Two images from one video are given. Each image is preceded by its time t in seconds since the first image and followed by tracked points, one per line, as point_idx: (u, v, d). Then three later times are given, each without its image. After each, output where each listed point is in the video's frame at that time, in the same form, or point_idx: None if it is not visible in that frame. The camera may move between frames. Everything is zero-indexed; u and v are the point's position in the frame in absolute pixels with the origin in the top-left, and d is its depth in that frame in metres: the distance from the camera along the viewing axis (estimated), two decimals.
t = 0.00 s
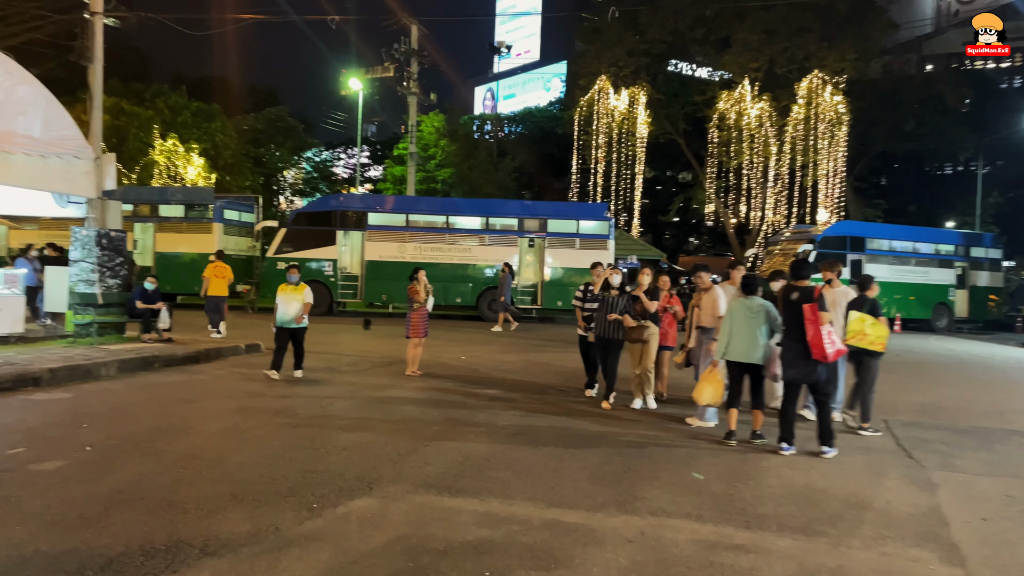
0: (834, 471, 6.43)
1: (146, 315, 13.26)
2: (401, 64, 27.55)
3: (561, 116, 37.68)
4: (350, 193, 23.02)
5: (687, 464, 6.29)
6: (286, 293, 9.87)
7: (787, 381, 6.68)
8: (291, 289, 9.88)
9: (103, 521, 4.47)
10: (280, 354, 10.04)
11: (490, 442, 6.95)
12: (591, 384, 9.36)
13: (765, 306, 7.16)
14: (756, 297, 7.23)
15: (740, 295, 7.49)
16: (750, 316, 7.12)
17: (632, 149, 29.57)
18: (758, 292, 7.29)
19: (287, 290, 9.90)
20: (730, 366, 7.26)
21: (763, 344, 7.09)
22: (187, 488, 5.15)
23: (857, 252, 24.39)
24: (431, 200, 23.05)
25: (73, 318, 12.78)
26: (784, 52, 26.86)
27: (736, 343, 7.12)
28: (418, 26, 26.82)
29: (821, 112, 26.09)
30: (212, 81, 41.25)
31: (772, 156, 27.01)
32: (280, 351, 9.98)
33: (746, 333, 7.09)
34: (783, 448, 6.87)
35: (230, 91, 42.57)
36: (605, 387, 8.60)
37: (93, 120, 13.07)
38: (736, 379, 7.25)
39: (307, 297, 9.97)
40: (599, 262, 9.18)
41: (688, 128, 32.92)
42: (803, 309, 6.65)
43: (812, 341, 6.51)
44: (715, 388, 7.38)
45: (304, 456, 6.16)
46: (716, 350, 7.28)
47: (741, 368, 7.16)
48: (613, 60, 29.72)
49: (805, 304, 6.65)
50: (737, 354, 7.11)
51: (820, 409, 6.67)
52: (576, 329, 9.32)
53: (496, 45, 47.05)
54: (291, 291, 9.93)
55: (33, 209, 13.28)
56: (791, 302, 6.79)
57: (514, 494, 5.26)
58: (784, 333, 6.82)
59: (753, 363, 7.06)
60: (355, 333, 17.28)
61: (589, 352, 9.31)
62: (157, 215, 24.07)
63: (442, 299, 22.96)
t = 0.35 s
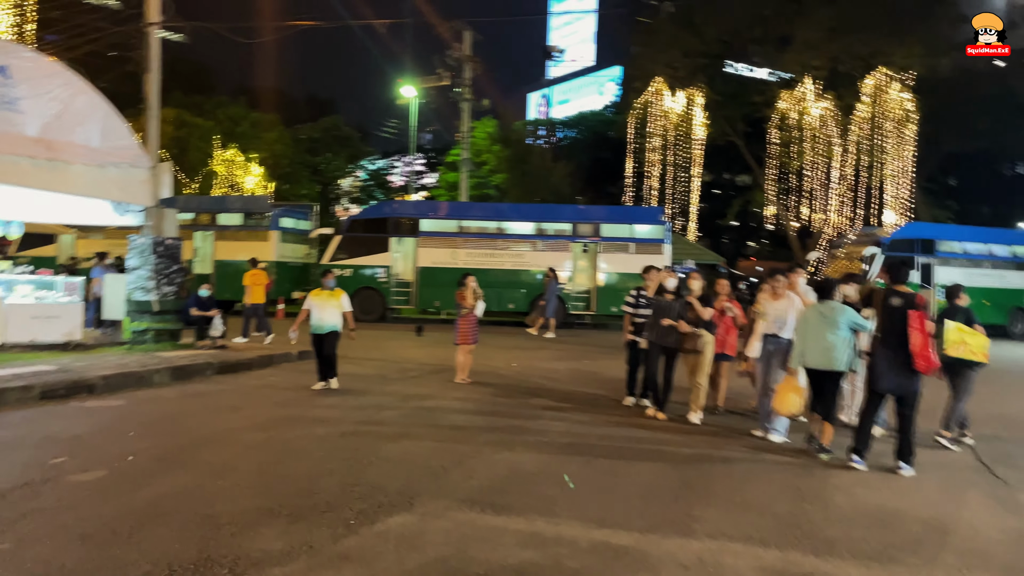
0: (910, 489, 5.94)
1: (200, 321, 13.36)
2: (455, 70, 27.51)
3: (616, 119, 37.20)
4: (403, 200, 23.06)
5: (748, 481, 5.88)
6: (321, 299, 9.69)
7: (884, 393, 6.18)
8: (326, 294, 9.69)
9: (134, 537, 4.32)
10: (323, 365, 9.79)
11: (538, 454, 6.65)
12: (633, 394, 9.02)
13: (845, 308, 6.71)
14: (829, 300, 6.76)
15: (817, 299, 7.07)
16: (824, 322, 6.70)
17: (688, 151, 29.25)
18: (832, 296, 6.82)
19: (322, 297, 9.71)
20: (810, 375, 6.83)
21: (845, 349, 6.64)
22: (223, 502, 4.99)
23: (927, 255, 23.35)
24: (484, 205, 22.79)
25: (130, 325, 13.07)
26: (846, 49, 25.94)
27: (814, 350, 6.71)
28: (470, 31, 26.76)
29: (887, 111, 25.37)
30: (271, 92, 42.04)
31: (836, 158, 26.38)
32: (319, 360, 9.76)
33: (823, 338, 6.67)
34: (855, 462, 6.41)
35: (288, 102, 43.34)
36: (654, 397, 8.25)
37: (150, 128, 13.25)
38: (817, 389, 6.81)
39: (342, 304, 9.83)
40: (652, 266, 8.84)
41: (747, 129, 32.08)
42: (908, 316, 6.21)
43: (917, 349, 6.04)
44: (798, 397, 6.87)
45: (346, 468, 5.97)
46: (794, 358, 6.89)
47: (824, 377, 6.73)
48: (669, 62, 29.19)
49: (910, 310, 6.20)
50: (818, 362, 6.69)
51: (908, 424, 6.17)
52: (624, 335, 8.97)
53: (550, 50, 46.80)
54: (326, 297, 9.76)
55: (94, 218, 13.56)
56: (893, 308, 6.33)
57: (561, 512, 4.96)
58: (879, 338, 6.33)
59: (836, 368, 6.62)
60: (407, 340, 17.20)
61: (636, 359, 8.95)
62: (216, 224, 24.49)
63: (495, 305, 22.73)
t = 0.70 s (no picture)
0: (977, 515, 5.56)
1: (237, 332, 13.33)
2: (490, 78, 27.39)
3: (654, 126, 36.81)
4: (438, 210, 23.04)
5: (800, 504, 5.57)
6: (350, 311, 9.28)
7: (967, 412, 5.80)
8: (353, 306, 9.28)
9: (157, 558, 4.18)
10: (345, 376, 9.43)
11: (577, 471, 6.39)
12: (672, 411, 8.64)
13: (903, 319, 6.44)
14: (891, 312, 6.49)
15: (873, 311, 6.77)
16: (885, 336, 6.41)
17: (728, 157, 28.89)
18: (891, 308, 6.54)
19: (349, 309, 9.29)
20: (872, 390, 6.50)
21: (910, 363, 6.31)
22: (252, 520, 4.84)
23: (978, 263, 22.51)
24: (519, 213, 22.78)
25: (168, 335, 12.97)
26: (892, 51, 25.26)
27: (874, 365, 6.39)
28: (505, 39, 26.65)
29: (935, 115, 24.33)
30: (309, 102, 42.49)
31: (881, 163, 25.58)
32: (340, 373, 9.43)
33: (887, 352, 6.34)
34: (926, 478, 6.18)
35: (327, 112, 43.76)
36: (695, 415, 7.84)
37: (188, 139, 13.31)
38: (880, 405, 6.48)
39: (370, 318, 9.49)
40: (685, 275, 8.51)
41: (788, 134, 31.42)
42: (996, 330, 5.79)
43: (1007, 368, 5.66)
44: (860, 411, 6.55)
45: (378, 485, 5.78)
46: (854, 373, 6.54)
47: (888, 392, 6.39)
48: (707, 67, 28.77)
49: (997, 324, 5.78)
50: (879, 376, 6.36)
51: (984, 444, 5.86)
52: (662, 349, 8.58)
53: (586, 57, 46.54)
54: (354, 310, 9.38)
55: (134, 228, 13.70)
56: (976, 320, 5.86)
57: (602, 536, 4.71)
58: (960, 351, 5.90)
59: (901, 383, 6.30)
60: (443, 349, 17.03)
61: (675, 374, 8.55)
62: (255, 233, 24.66)
63: (531, 314, 22.49)
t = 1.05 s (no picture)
0: None
1: (266, 337, 13.25)
2: (520, 81, 27.14)
3: (685, 128, 36.31)
4: (468, 213, 22.71)
5: (860, 524, 5.18)
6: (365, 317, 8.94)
7: None
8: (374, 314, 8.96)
9: None
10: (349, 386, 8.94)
11: (618, 485, 6.05)
12: (711, 420, 8.23)
13: (988, 329, 6.13)
14: (976, 322, 6.17)
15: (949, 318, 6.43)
16: (967, 346, 6.11)
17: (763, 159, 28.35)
18: (976, 316, 6.22)
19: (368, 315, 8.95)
20: (947, 402, 6.20)
21: (992, 377, 6.02)
22: (276, 538, 4.59)
23: None
24: (550, 216, 22.32)
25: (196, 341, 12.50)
26: (933, 49, 24.54)
27: (954, 376, 6.11)
28: (535, 42, 26.41)
29: (978, 115, 23.77)
30: (339, 107, 42.63)
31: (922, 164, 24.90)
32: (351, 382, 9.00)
33: (969, 363, 6.06)
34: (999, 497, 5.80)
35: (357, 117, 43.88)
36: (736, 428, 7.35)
37: (218, 143, 13.21)
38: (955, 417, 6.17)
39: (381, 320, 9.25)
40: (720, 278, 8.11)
41: (824, 135, 30.75)
42: None
43: None
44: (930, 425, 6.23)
45: (409, 500, 5.50)
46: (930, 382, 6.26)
47: (965, 404, 6.09)
48: (741, 67, 28.27)
49: None
50: (957, 388, 6.09)
51: None
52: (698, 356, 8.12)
53: (617, 60, 46.12)
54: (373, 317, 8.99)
55: (165, 233, 13.63)
56: None
57: (648, 559, 4.38)
58: None
59: (983, 395, 6.01)
60: (473, 355, 16.78)
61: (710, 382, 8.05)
62: (285, 238, 24.64)
63: (562, 319, 22.17)
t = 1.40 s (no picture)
0: None
1: (282, 341, 13.07)
2: (539, 83, 26.93)
3: (704, 130, 35.95)
4: (486, 216, 22.51)
5: (903, 543, 4.91)
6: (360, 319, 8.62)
7: None
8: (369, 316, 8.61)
9: None
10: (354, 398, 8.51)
11: (645, 498, 5.81)
12: (739, 429, 7.95)
13: None
14: None
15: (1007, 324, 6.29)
16: None
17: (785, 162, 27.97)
18: None
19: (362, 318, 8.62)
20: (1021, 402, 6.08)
21: None
22: (291, 554, 4.40)
23: None
24: (569, 219, 22.06)
25: (213, 345, 12.53)
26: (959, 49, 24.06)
27: None
28: (554, 44, 26.22)
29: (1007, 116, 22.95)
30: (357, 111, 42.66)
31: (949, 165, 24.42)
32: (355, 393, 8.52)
33: None
34: None
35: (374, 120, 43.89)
36: (765, 436, 7.12)
37: (235, 146, 13.12)
38: None
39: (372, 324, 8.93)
40: (744, 282, 7.88)
41: (847, 137, 30.27)
42: None
43: None
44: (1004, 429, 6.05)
45: (428, 513, 5.30)
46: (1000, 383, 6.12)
47: None
48: (762, 69, 27.92)
49: None
50: None
51: None
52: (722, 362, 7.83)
53: (635, 62, 45.81)
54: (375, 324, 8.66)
55: (182, 236, 13.54)
56: None
57: None
58: None
59: None
60: (491, 360, 16.56)
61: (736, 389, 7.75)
62: (303, 242, 24.57)
63: (581, 323, 21.92)
